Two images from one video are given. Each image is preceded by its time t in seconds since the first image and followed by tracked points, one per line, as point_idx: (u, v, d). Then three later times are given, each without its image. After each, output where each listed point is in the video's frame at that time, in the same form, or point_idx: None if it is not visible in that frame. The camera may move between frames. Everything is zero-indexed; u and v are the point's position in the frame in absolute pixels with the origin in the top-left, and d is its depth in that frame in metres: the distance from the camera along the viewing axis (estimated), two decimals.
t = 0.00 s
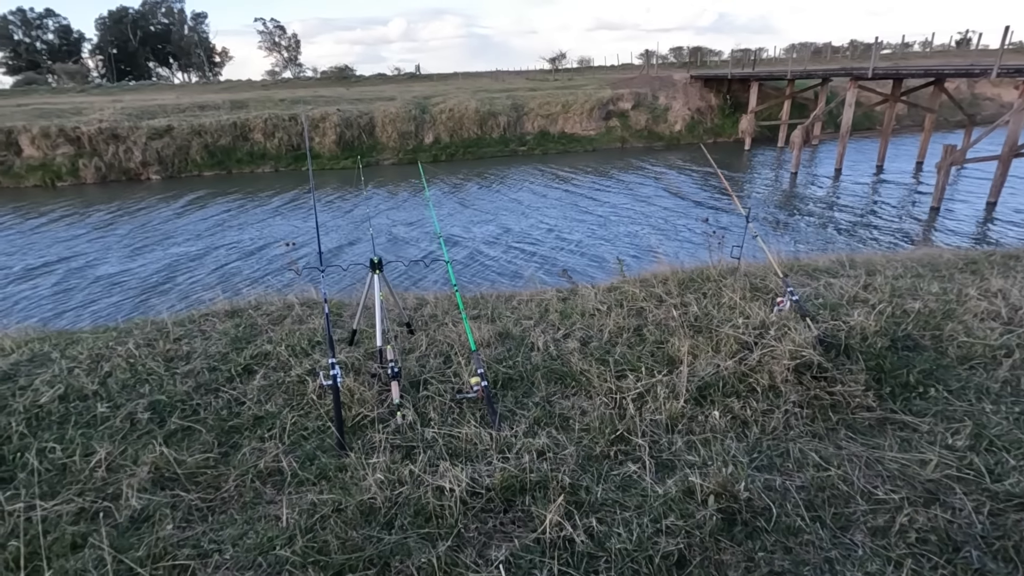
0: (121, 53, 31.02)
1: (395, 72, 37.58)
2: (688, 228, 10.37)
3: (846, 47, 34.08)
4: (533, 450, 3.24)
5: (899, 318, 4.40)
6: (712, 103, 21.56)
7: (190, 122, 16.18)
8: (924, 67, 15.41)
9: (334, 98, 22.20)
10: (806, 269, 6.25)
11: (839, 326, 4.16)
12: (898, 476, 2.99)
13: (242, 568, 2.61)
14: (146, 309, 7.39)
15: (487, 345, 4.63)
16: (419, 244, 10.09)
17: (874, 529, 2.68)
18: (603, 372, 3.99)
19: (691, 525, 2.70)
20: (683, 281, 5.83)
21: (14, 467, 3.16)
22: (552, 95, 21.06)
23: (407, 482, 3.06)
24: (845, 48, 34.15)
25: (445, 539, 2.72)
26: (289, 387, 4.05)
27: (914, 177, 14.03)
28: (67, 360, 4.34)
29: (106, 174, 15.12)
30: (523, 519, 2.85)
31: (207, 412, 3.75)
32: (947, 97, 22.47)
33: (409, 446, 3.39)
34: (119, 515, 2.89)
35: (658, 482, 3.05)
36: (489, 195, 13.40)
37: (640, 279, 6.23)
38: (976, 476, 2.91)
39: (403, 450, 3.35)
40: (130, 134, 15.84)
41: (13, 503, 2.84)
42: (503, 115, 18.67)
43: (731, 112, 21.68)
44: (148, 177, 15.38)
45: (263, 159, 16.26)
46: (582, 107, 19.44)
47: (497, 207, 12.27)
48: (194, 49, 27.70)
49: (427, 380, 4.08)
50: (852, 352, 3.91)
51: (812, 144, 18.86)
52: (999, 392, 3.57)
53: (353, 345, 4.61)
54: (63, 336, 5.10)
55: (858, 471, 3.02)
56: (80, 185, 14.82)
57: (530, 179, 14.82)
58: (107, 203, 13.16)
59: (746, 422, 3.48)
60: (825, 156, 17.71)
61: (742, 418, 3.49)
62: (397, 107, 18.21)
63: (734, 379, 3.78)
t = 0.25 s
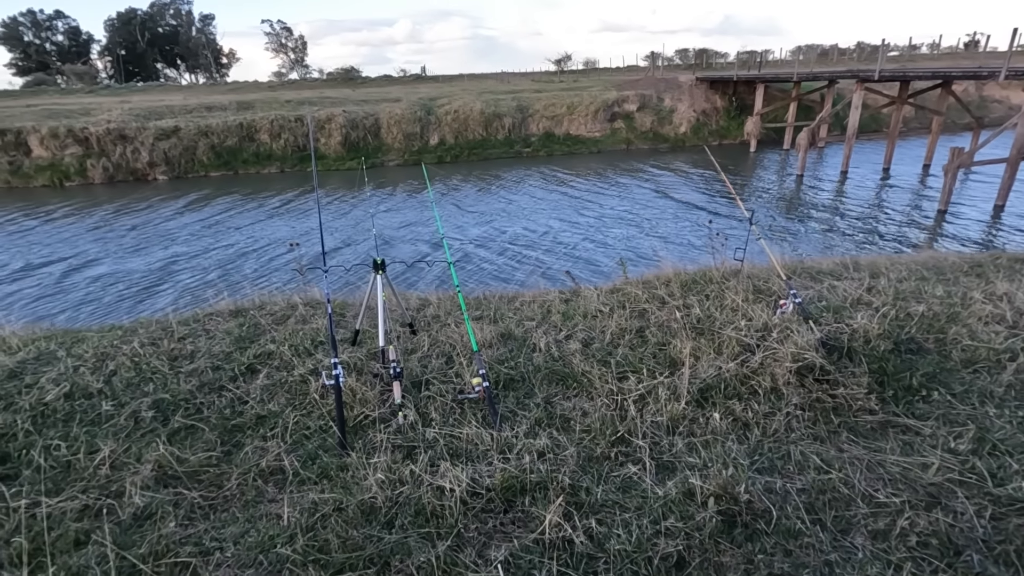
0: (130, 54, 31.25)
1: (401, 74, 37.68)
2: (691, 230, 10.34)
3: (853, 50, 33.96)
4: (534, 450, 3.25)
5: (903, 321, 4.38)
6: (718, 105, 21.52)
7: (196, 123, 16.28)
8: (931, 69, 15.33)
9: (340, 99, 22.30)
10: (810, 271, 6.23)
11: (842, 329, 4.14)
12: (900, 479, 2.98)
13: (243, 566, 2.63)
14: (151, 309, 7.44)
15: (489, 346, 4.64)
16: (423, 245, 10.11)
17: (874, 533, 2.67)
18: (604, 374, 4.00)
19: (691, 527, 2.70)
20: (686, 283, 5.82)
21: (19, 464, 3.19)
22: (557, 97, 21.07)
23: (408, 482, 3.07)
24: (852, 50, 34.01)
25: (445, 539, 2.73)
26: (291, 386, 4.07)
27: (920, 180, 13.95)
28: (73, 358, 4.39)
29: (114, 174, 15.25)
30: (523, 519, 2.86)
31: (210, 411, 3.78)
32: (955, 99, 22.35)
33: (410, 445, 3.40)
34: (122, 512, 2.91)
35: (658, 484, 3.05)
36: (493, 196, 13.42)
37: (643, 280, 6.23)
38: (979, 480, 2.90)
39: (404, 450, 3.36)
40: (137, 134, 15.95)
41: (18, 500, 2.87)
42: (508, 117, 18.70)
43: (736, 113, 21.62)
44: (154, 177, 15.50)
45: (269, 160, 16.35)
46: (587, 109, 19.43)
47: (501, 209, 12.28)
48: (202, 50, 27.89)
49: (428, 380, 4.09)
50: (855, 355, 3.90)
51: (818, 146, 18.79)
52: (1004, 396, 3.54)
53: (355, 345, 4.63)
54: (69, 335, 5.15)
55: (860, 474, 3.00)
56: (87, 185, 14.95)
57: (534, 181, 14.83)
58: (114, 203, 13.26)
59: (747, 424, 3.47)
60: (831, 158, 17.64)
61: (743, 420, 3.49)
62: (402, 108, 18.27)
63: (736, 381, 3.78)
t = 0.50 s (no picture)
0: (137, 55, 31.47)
1: (407, 76, 37.80)
2: (696, 233, 10.33)
3: (859, 52, 33.85)
4: (536, 452, 3.26)
5: (906, 325, 4.37)
6: (723, 107, 21.47)
7: (203, 124, 16.36)
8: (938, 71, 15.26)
9: (345, 100, 22.39)
10: (814, 274, 6.22)
11: (846, 332, 4.14)
12: (902, 483, 2.98)
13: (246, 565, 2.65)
14: (157, 308, 7.49)
15: (492, 347, 4.66)
16: (427, 246, 10.14)
17: (875, 537, 2.67)
18: (606, 376, 4.01)
19: (692, 530, 2.71)
20: (689, 286, 5.83)
21: (27, 461, 3.23)
22: (562, 99, 21.08)
23: (410, 482, 3.09)
24: (859, 52, 33.87)
25: (447, 540, 2.75)
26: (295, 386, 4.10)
27: (926, 183, 13.89)
28: (80, 357, 4.43)
29: (121, 174, 15.37)
30: (525, 520, 2.87)
31: (215, 410, 3.81)
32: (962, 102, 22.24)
33: (413, 446, 3.42)
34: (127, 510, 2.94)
35: (659, 486, 3.05)
36: (498, 198, 13.45)
37: (647, 283, 6.23)
38: (982, 485, 2.89)
39: (407, 450, 3.38)
40: (145, 135, 16.06)
41: (26, 497, 2.91)
42: (513, 118, 18.72)
43: (742, 116, 21.58)
44: (161, 177, 15.60)
45: (274, 161, 16.43)
46: (592, 111, 19.43)
47: (505, 210, 12.31)
48: (209, 51, 28.05)
49: (431, 381, 4.11)
50: (858, 359, 3.90)
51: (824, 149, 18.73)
52: (1008, 400, 3.53)
53: (359, 345, 4.66)
54: (76, 334, 5.20)
55: (862, 478, 3.00)
56: (95, 185, 15.05)
57: (539, 182, 14.85)
58: (121, 203, 13.35)
59: (749, 427, 3.48)
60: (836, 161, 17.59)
61: (745, 423, 3.49)
62: (407, 110, 18.33)
63: (738, 384, 3.78)
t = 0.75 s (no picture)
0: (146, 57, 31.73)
1: (412, 77, 37.93)
2: (700, 234, 10.31)
3: (866, 54, 33.73)
4: (539, 452, 3.26)
5: (911, 327, 4.36)
6: (728, 109, 21.45)
7: (209, 124, 16.45)
8: (945, 73, 15.19)
9: (351, 102, 22.48)
10: (818, 276, 6.20)
11: (850, 335, 4.13)
12: (906, 486, 2.96)
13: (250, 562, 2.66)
14: (163, 307, 7.54)
15: (496, 348, 4.67)
16: (431, 246, 10.17)
17: (879, 539, 2.67)
18: (610, 377, 4.01)
19: (694, 531, 2.71)
20: (693, 287, 5.82)
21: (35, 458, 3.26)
22: (567, 100, 21.09)
23: (413, 481, 3.10)
24: (865, 53, 33.72)
25: (449, 538, 2.76)
26: (299, 385, 4.12)
27: (933, 186, 13.82)
28: (87, 355, 4.47)
29: (128, 174, 15.48)
30: (527, 520, 2.87)
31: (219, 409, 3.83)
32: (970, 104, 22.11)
33: (416, 446, 3.43)
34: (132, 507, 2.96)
35: (662, 487, 3.05)
36: (502, 199, 13.47)
37: (651, 284, 6.23)
38: (986, 488, 2.88)
39: (410, 450, 3.39)
40: (152, 135, 16.17)
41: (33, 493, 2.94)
42: (517, 120, 18.74)
43: (747, 117, 21.55)
44: (168, 178, 15.70)
45: (280, 161, 16.50)
46: (597, 112, 19.42)
47: (510, 212, 12.32)
48: (216, 53, 28.23)
49: (435, 381, 4.13)
50: (863, 361, 3.89)
51: (830, 151, 18.67)
52: (1013, 404, 3.51)
53: (363, 345, 4.68)
54: (83, 332, 5.24)
55: (865, 480, 3.00)
56: (102, 185, 15.16)
57: (544, 184, 14.86)
58: (128, 203, 13.45)
59: (752, 429, 3.47)
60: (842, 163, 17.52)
61: (748, 424, 3.48)
62: (412, 111, 18.38)
63: (742, 386, 3.77)
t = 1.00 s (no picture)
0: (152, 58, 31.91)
1: (417, 79, 38.05)
2: (704, 236, 10.31)
3: (872, 56, 33.63)
4: (542, 453, 3.26)
5: (917, 331, 4.34)
6: (734, 111, 21.40)
7: (215, 125, 16.53)
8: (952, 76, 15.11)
9: (356, 103, 22.58)
10: (824, 279, 6.19)
11: (855, 338, 4.12)
12: (911, 490, 2.95)
13: (255, 560, 2.68)
14: (169, 307, 7.59)
15: (500, 349, 4.68)
16: (436, 248, 10.19)
17: (883, 543, 2.66)
18: (613, 378, 4.01)
19: (697, 533, 2.71)
20: (698, 289, 5.82)
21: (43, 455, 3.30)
22: (572, 102, 21.09)
23: (417, 482, 3.11)
24: (872, 55, 33.59)
25: (452, 539, 2.77)
26: (304, 384, 4.14)
27: (940, 189, 13.76)
28: (94, 353, 4.51)
29: (135, 174, 15.58)
30: (530, 521, 2.88)
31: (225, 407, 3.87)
32: (977, 107, 22.00)
33: (420, 446, 3.45)
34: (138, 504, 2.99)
35: (665, 488, 3.05)
36: (507, 201, 13.48)
37: (655, 286, 6.24)
38: (992, 493, 2.86)
39: (414, 450, 3.41)
40: (158, 136, 16.27)
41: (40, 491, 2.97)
42: (522, 121, 18.77)
43: (752, 119, 21.51)
44: (174, 178, 15.80)
45: (286, 162, 16.57)
46: (602, 114, 19.42)
47: (515, 213, 12.35)
48: (222, 54, 28.39)
49: (439, 381, 4.14)
50: (868, 364, 3.88)
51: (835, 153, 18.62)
52: (1020, 408, 3.49)
53: (368, 345, 4.70)
54: (90, 331, 5.29)
55: (870, 484, 2.99)
56: (109, 186, 15.26)
57: (548, 185, 14.87)
58: (135, 203, 13.54)
59: (756, 431, 3.46)
60: (848, 166, 17.46)
61: (752, 427, 3.48)
62: (417, 112, 18.44)
63: (746, 389, 3.77)
